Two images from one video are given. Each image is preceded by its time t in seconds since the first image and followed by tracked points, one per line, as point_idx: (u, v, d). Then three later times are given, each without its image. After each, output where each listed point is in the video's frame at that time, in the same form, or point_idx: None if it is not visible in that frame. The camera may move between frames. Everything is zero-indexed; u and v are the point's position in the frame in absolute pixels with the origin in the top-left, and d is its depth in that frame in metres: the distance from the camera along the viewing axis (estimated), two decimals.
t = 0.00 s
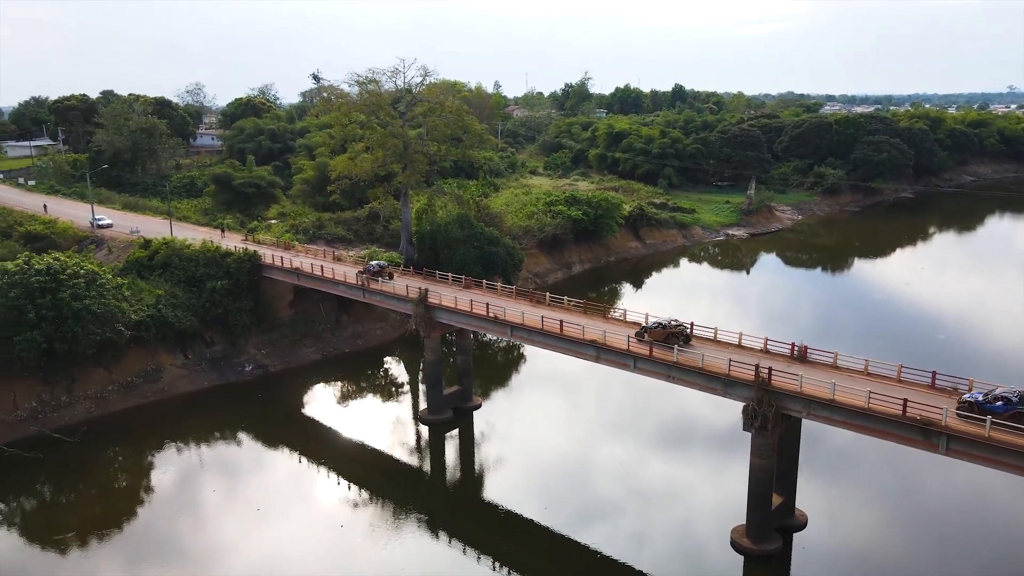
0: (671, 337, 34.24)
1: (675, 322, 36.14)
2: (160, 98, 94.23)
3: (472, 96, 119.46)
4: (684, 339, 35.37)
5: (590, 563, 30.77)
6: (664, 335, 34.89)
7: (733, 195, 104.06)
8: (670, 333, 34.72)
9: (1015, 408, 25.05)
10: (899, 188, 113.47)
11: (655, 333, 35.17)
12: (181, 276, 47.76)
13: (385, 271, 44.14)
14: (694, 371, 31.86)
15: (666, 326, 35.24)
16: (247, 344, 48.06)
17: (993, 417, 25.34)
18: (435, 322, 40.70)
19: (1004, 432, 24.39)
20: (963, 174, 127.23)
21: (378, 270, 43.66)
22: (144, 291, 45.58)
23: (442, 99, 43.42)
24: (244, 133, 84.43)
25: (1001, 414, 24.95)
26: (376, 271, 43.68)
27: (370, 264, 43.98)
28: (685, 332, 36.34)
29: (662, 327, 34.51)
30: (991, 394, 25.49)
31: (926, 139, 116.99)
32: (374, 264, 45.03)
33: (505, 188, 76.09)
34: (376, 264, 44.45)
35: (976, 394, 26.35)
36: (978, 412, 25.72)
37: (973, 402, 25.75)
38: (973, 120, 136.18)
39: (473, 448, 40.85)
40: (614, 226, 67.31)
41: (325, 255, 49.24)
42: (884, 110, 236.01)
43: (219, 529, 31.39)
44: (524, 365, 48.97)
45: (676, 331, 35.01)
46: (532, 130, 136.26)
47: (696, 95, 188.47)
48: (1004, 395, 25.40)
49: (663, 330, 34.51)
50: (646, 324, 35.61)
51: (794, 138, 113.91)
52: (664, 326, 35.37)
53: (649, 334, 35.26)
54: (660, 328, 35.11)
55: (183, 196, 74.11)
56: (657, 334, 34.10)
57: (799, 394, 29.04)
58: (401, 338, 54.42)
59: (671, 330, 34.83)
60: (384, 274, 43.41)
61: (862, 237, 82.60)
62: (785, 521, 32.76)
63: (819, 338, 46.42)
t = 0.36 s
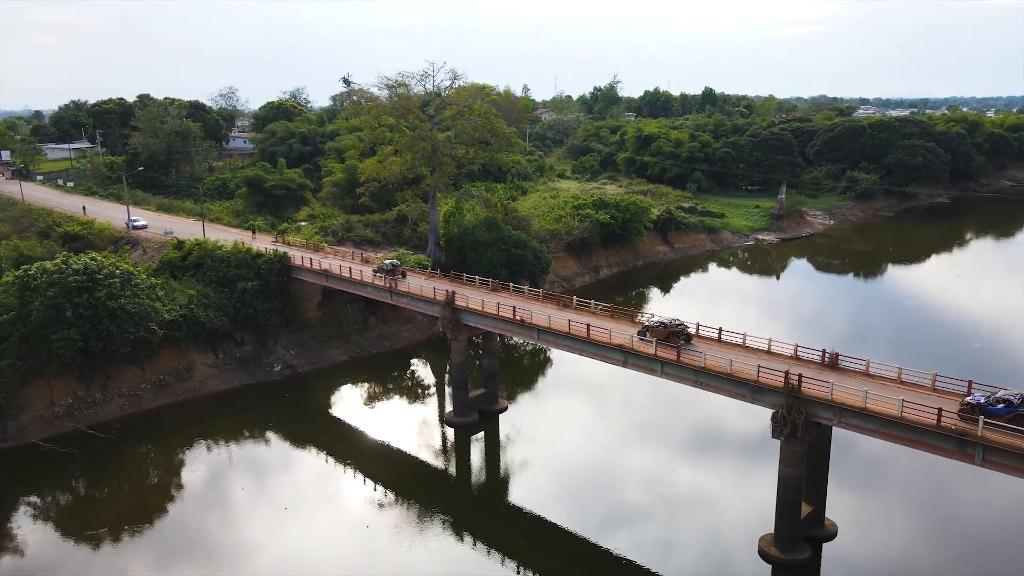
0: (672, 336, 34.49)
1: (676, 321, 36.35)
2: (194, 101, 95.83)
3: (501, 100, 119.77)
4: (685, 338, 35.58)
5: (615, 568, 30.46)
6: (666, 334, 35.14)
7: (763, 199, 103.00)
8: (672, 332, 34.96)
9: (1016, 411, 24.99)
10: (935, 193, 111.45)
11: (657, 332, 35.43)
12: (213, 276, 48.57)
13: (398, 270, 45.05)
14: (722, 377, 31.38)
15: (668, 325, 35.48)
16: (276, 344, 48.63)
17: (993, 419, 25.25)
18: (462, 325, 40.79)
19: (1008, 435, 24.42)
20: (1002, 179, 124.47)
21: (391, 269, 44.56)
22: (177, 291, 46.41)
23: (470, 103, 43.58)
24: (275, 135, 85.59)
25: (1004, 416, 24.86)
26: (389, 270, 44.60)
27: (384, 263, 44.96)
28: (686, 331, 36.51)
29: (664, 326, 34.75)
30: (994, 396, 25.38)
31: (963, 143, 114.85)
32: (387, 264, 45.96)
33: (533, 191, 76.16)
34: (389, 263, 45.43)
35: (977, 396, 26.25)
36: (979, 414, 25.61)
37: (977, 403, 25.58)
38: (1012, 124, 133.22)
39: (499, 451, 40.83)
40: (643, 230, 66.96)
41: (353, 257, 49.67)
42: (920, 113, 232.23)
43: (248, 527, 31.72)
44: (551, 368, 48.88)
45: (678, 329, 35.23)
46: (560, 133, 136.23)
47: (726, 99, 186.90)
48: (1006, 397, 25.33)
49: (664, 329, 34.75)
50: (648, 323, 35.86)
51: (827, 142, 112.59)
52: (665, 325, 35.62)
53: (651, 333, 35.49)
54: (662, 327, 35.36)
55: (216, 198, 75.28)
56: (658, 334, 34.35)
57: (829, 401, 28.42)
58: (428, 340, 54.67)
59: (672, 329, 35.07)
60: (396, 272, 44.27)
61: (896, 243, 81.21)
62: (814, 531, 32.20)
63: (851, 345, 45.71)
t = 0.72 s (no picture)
0: (674, 335, 35.26)
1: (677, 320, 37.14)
2: (226, 105, 97.43)
3: (528, 103, 119.96)
4: (686, 337, 36.41)
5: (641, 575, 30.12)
6: (668, 333, 35.99)
7: (793, 204, 101.90)
8: (674, 331, 35.78)
9: (1018, 413, 24.81)
10: (970, 198, 109.43)
11: (660, 331, 36.24)
12: (243, 278, 49.28)
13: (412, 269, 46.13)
14: (750, 383, 30.78)
15: (671, 324, 36.33)
16: (304, 345, 49.14)
17: (994, 422, 25.14)
18: (487, 328, 40.84)
19: (1007, 437, 24.42)
20: None
21: (405, 268, 45.70)
22: (208, 292, 47.15)
23: (498, 106, 43.69)
24: (305, 139, 86.67)
25: (1004, 418, 24.73)
26: (404, 268, 45.67)
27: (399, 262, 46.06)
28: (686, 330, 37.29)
29: (667, 325, 35.50)
30: (996, 398, 25.30)
31: (1001, 148, 112.54)
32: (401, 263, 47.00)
33: (560, 195, 76.07)
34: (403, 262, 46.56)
35: (980, 398, 26.12)
36: (980, 416, 25.48)
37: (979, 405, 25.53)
38: None
39: (524, 454, 40.76)
40: (670, 234, 66.57)
41: (381, 259, 50.09)
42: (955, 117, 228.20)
43: (275, 525, 32.01)
44: (576, 373, 48.77)
45: (679, 329, 36.06)
46: (587, 137, 136.07)
47: (756, 102, 185.15)
48: (1007, 399, 25.18)
49: (668, 329, 35.50)
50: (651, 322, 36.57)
51: (859, 146, 110.79)
52: (667, 325, 36.40)
53: (654, 332, 36.27)
54: (664, 326, 36.17)
55: (247, 201, 76.36)
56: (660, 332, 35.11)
57: (860, 410, 27.73)
58: (454, 343, 54.85)
59: (675, 328, 35.85)
60: (411, 271, 45.37)
61: (930, 249, 79.80)
62: (844, 541, 31.63)
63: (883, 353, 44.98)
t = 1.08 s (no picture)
0: (675, 334, 35.65)
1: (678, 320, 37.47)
2: (254, 109, 98.74)
3: (552, 107, 120.12)
4: (687, 337, 36.74)
5: None
6: (669, 332, 36.34)
7: (820, 209, 100.87)
8: (674, 330, 36.17)
9: (1019, 416, 24.80)
10: (1003, 203, 107.62)
11: (660, 331, 36.62)
12: (269, 279, 49.81)
13: (423, 269, 47.12)
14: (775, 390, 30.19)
15: (671, 324, 36.69)
16: (328, 347, 49.55)
17: (995, 423, 25.18)
18: (510, 332, 40.82)
19: None
20: None
21: (415, 268, 46.74)
22: (234, 294, 47.72)
23: (522, 110, 43.78)
24: (331, 142, 87.51)
25: (1003, 420, 24.78)
26: (415, 268, 46.74)
27: (410, 262, 47.16)
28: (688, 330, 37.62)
29: (667, 325, 35.88)
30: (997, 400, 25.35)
31: None
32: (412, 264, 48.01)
33: (583, 199, 76.02)
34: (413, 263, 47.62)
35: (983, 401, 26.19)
36: (981, 418, 25.56)
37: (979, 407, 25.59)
38: None
39: (545, 458, 40.61)
40: (694, 238, 66.18)
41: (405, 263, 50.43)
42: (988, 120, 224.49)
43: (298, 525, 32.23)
44: (599, 377, 48.61)
45: (680, 328, 36.43)
46: (611, 141, 135.84)
47: (783, 106, 183.53)
48: (1008, 401, 25.24)
49: (668, 328, 35.88)
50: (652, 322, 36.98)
51: (888, 150, 109.27)
52: (668, 325, 36.75)
53: (655, 332, 36.66)
54: (664, 326, 36.57)
55: (273, 204, 77.27)
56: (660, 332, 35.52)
57: (888, 418, 27.03)
58: (477, 346, 54.96)
59: (675, 327, 36.17)
60: (421, 272, 46.41)
61: (962, 255, 78.54)
62: (872, 551, 30.87)
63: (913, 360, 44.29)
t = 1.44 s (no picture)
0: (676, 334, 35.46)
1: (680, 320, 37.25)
2: (283, 114, 99.97)
3: (578, 111, 120.09)
4: (688, 338, 36.50)
5: None
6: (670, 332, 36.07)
7: (849, 215, 99.65)
8: (676, 329, 35.97)
9: (1017, 418, 25.04)
10: None
11: (662, 331, 36.37)
12: (296, 282, 50.32)
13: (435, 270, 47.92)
14: (802, 398, 29.58)
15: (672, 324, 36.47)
16: (352, 349, 49.90)
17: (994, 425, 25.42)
18: (535, 336, 40.74)
19: None
20: None
21: (428, 269, 47.58)
22: (261, 296, 48.29)
23: (548, 114, 43.80)
24: (358, 147, 88.29)
25: (1003, 421, 24.96)
26: (427, 269, 47.64)
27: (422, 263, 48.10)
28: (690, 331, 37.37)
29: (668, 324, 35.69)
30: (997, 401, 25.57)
31: None
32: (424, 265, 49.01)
33: (609, 203, 75.82)
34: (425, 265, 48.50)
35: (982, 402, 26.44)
36: (982, 420, 25.78)
37: (978, 409, 25.92)
38: None
39: (568, 463, 40.44)
40: (721, 244, 65.65)
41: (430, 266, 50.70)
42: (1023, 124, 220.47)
43: (323, 526, 32.47)
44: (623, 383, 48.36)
45: (681, 328, 36.19)
46: (637, 146, 135.38)
47: (812, 110, 181.60)
48: (1007, 403, 25.50)
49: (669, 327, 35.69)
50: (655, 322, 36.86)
51: (920, 155, 107.59)
52: (670, 325, 36.58)
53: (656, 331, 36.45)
54: (666, 326, 36.43)
55: (301, 207, 78.11)
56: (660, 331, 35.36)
57: (919, 427, 26.29)
58: (501, 350, 55.01)
59: (676, 327, 35.96)
60: (433, 272, 47.28)
61: (996, 262, 77.10)
62: (902, 563, 30.11)
63: (946, 370, 43.50)
